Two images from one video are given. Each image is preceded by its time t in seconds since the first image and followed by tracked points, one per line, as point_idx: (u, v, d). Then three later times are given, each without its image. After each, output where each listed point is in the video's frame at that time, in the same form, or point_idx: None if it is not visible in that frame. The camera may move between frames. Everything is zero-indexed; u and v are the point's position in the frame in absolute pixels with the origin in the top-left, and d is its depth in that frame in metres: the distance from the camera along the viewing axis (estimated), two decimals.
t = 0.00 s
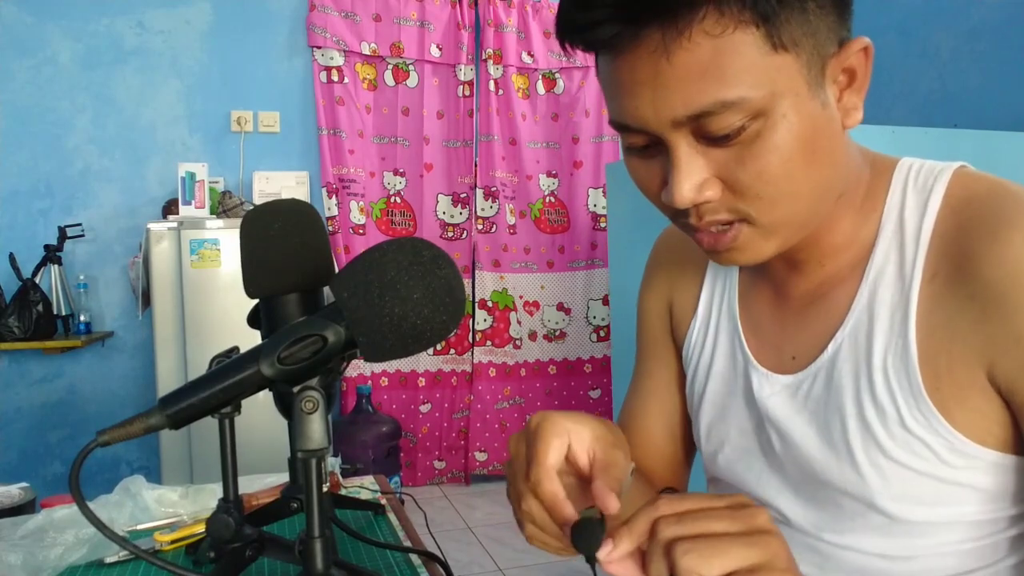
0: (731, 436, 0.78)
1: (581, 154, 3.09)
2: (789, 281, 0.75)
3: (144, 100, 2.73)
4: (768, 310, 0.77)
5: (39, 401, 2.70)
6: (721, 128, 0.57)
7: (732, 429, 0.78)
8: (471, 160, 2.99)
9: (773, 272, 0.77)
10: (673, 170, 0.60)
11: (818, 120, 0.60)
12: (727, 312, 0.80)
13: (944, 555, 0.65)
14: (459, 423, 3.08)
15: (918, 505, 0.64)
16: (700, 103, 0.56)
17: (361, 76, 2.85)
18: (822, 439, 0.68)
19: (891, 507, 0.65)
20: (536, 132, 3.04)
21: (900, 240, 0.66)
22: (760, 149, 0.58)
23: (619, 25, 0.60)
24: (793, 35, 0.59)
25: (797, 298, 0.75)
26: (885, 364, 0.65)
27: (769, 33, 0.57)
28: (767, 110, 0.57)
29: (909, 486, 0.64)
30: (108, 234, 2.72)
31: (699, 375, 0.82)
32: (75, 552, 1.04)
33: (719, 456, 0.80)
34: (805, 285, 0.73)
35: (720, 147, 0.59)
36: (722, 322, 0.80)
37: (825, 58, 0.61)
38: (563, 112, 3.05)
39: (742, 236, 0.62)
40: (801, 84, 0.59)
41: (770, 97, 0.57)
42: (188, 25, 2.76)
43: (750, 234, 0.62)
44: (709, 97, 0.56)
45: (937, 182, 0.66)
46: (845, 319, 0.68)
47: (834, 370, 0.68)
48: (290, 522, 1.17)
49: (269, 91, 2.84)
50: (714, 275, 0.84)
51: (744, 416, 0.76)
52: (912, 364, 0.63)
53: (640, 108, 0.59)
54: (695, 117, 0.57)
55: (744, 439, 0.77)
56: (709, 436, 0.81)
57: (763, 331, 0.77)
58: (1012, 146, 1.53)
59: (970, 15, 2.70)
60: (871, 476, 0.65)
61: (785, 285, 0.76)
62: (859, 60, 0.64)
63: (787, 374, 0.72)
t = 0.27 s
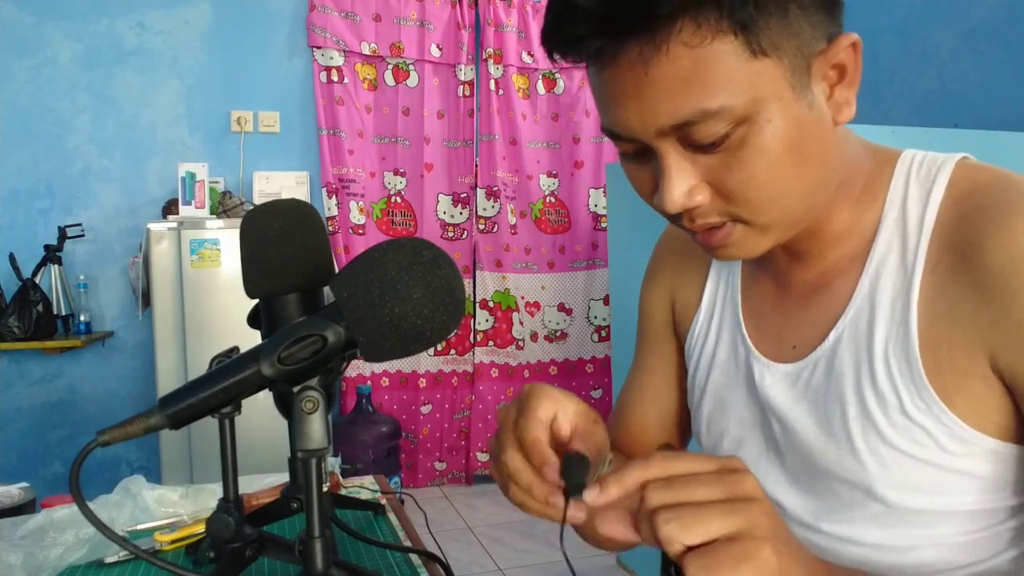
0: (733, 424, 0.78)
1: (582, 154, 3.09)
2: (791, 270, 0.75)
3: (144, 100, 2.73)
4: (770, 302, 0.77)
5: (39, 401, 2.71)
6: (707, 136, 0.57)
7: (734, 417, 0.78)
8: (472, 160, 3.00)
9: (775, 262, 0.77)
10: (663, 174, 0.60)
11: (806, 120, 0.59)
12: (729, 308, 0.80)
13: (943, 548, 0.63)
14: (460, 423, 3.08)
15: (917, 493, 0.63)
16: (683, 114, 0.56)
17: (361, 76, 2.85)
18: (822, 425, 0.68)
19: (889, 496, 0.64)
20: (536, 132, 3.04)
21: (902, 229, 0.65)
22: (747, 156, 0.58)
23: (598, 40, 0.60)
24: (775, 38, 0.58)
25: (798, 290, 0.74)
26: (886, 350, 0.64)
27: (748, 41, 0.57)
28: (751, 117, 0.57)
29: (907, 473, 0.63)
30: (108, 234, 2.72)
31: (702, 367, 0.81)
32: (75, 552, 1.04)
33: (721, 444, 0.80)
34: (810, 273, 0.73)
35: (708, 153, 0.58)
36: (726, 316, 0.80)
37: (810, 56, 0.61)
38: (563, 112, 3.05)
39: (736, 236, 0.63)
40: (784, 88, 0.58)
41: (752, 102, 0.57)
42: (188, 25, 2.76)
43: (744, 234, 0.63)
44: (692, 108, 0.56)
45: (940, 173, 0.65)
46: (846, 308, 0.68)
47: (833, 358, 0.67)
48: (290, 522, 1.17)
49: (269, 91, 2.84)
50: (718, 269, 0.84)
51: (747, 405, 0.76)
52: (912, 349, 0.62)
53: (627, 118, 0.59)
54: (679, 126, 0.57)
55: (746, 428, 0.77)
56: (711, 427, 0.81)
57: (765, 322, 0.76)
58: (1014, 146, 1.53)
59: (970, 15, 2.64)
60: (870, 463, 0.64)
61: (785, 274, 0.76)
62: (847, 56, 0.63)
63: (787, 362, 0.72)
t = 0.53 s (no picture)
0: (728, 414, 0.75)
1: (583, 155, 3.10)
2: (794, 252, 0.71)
3: (144, 100, 2.73)
4: (775, 288, 0.72)
5: (39, 401, 2.70)
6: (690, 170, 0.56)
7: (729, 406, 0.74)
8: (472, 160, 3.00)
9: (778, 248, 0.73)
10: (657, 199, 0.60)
11: (785, 134, 0.57)
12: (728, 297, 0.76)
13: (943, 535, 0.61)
14: (461, 424, 3.08)
15: (923, 479, 0.61)
16: (658, 159, 0.56)
17: (361, 76, 2.85)
18: (825, 411, 0.65)
19: (894, 481, 0.61)
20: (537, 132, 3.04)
21: (914, 213, 0.62)
22: (738, 186, 0.56)
23: (570, 101, 0.59)
24: (738, 65, 0.54)
25: (803, 270, 0.71)
26: (896, 333, 0.61)
27: (709, 80, 0.54)
28: (729, 144, 0.55)
29: (914, 459, 0.60)
30: (108, 234, 2.72)
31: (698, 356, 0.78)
32: (75, 552, 1.04)
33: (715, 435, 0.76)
34: (817, 253, 0.69)
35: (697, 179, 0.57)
36: (729, 303, 0.76)
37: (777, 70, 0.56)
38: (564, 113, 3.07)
39: (743, 247, 0.61)
40: (755, 111, 0.55)
41: (727, 131, 0.55)
42: (188, 25, 2.76)
43: (756, 244, 0.61)
44: (664, 154, 0.55)
45: (952, 159, 0.61)
46: (854, 292, 0.64)
47: (840, 341, 0.64)
48: (290, 522, 1.17)
49: (269, 91, 2.84)
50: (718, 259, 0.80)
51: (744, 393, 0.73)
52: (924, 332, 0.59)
53: (612, 159, 0.59)
54: (659, 168, 0.56)
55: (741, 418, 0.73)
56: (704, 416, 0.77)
57: (767, 309, 0.72)
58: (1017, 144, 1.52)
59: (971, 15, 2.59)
60: (877, 447, 0.62)
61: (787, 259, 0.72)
62: (825, 56, 0.57)
63: (790, 346, 0.68)
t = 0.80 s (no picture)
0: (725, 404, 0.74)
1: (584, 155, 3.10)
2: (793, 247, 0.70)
3: (144, 100, 2.73)
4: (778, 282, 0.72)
5: (39, 401, 2.70)
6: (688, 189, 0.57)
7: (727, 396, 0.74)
8: (472, 160, 3.00)
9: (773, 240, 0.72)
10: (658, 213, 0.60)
11: (777, 139, 0.56)
12: (727, 292, 0.76)
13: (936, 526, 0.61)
14: (462, 425, 3.08)
15: (915, 468, 0.60)
16: (655, 183, 0.56)
17: (361, 75, 2.85)
18: (819, 398, 0.64)
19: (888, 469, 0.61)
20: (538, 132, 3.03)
21: (912, 206, 0.61)
22: (739, 200, 0.56)
23: (568, 136, 0.60)
24: (725, 85, 0.54)
25: (802, 263, 0.70)
26: (892, 321, 0.60)
27: (699, 104, 0.54)
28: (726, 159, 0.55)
29: (906, 447, 0.60)
30: (108, 234, 2.72)
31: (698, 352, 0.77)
32: (75, 552, 1.04)
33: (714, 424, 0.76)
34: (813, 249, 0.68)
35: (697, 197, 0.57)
36: (726, 299, 0.76)
37: (764, 84, 0.56)
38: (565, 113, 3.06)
39: (748, 254, 0.61)
40: (746, 126, 0.55)
41: (721, 151, 0.55)
42: (188, 25, 2.76)
43: (761, 248, 0.61)
44: (660, 179, 0.56)
45: (950, 151, 0.60)
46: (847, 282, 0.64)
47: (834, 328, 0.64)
48: (290, 522, 1.17)
49: (269, 91, 2.84)
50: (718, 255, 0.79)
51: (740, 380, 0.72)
52: (919, 320, 0.58)
53: (613, 182, 0.60)
54: (658, 189, 0.57)
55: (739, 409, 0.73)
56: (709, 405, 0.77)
57: (766, 303, 0.72)
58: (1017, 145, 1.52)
59: (970, 15, 2.51)
60: (870, 434, 0.61)
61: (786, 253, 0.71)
62: (814, 63, 0.56)
63: (788, 335, 0.68)
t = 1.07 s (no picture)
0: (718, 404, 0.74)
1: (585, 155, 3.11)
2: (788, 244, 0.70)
3: (144, 100, 2.73)
4: (771, 277, 0.71)
5: (39, 401, 2.70)
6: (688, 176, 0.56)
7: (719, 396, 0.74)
8: (472, 159, 3.00)
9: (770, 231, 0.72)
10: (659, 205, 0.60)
11: (774, 134, 0.56)
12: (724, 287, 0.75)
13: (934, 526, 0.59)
14: (463, 425, 3.08)
15: (912, 467, 0.59)
16: (656, 170, 0.56)
17: (361, 75, 2.85)
18: (812, 396, 0.64)
19: (881, 467, 0.60)
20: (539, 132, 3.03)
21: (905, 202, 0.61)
22: (737, 189, 0.56)
23: (568, 124, 0.59)
24: (726, 73, 0.54)
25: (798, 258, 0.69)
26: (884, 318, 0.60)
27: (701, 92, 0.54)
28: (727, 149, 0.55)
29: (901, 445, 0.59)
30: (108, 234, 2.72)
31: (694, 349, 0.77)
32: (75, 553, 1.04)
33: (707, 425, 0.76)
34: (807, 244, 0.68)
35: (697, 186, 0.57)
36: (722, 297, 0.76)
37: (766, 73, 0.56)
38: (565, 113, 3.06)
39: (748, 246, 0.61)
40: (747, 114, 0.55)
41: (721, 139, 0.55)
42: (188, 25, 2.76)
43: (758, 241, 0.60)
44: (661, 165, 0.56)
45: (946, 151, 0.60)
46: (838, 276, 0.64)
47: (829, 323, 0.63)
48: (290, 522, 1.17)
49: (269, 91, 2.84)
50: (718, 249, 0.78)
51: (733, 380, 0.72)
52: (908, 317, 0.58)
53: (613, 171, 0.59)
54: (659, 178, 0.57)
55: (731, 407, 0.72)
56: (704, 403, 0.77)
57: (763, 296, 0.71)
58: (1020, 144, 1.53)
59: (970, 15, 2.51)
60: (863, 431, 0.60)
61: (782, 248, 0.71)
62: (813, 54, 0.56)
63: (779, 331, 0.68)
